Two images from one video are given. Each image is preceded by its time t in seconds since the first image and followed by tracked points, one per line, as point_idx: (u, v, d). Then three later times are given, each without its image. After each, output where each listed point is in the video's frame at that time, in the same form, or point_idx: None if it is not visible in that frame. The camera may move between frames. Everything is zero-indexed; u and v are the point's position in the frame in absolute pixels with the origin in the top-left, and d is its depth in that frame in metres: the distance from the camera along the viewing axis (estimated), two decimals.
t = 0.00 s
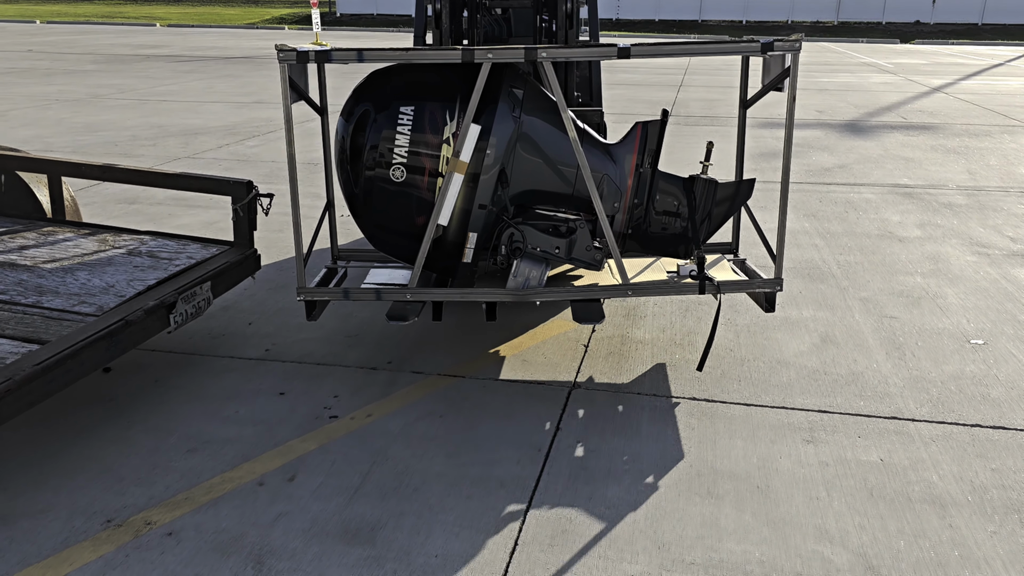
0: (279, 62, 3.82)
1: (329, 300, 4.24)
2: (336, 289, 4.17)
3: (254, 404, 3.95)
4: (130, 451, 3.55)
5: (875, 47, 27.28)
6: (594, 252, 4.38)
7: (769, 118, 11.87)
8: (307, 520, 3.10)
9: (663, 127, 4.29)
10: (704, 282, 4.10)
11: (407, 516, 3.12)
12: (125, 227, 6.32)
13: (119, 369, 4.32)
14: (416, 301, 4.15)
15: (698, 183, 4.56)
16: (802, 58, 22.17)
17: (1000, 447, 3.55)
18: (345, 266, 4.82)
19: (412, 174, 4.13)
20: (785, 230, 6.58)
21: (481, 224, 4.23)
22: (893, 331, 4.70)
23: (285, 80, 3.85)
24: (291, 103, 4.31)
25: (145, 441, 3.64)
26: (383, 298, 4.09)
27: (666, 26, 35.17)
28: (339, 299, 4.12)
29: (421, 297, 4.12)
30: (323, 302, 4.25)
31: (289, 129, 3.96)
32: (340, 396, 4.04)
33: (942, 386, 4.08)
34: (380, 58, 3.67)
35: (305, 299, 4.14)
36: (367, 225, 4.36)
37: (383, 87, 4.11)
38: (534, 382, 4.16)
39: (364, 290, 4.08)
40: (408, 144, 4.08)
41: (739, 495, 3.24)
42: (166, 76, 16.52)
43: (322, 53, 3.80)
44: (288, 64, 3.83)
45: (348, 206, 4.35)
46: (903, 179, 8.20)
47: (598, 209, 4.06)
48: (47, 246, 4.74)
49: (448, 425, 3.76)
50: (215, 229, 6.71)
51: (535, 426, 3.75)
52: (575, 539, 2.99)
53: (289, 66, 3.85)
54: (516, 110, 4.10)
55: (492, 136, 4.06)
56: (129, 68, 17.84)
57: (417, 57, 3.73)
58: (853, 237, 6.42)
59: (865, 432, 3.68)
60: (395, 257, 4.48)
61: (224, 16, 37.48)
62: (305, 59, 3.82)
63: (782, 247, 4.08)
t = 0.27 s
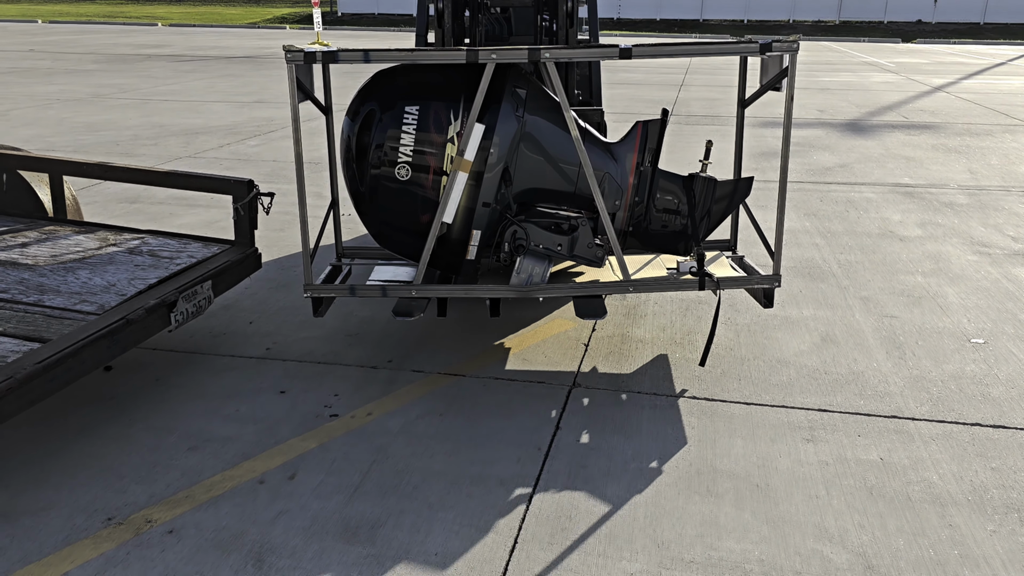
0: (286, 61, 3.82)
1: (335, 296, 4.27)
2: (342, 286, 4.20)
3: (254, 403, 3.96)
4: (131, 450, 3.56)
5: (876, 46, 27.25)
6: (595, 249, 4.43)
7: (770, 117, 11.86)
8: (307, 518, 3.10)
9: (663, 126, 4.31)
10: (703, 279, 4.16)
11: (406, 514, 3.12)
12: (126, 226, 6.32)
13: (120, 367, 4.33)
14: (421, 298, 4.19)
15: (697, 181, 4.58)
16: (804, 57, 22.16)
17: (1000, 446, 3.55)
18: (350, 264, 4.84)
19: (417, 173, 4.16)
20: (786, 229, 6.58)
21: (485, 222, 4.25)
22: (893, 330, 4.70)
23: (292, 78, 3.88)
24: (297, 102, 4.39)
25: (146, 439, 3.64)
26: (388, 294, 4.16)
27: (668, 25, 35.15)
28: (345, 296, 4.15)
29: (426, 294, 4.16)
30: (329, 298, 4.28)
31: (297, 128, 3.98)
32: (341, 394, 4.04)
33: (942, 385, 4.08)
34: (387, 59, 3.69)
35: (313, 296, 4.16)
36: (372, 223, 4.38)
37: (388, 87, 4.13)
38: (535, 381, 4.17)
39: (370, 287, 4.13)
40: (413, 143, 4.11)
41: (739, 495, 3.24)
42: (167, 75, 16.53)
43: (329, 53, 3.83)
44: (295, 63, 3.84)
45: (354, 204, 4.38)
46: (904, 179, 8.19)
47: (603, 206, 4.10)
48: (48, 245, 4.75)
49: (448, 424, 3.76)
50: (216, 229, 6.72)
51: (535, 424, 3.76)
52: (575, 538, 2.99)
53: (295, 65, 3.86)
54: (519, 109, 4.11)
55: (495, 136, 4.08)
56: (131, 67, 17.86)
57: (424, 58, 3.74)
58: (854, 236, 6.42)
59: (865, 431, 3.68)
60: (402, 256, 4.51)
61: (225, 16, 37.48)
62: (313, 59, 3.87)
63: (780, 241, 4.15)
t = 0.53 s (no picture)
0: (298, 63, 3.98)
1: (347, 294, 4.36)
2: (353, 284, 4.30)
3: (260, 403, 3.97)
4: (136, 450, 3.57)
5: (881, 46, 27.20)
6: (602, 249, 4.43)
7: (774, 117, 11.85)
8: (312, 518, 3.11)
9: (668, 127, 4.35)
10: (707, 277, 4.17)
11: (412, 514, 3.13)
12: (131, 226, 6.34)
13: (125, 367, 4.34)
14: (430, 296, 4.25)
15: (699, 181, 4.60)
16: (808, 57, 22.12)
17: (1005, 447, 3.54)
18: (359, 263, 4.86)
19: (426, 173, 4.18)
20: (791, 229, 6.57)
21: (492, 221, 4.28)
22: (898, 331, 4.70)
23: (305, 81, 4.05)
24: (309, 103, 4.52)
25: (152, 439, 3.65)
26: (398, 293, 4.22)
27: (672, 25, 35.11)
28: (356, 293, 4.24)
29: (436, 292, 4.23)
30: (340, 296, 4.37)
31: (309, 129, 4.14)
32: (346, 394, 4.05)
33: (947, 385, 4.08)
34: (397, 62, 3.77)
35: (324, 293, 4.29)
36: (382, 223, 4.40)
37: (398, 89, 4.14)
38: (540, 381, 4.17)
39: (380, 286, 4.20)
40: (423, 144, 4.12)
41: (744, 495, 3.24)
42: (172, 75, 16.56)
43: (339, 56, 3.95)
44: (307, 66, 4.00)
45: (364, 204, 4.39)
46: (909, 179, 8.18)
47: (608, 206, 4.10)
48: (54, 245, 4.77)
49: (452, 424, 3.77)
50: (221, 229, 6.74)
51: (539, 424, 3.76)
52: (580, 538, 2.99)
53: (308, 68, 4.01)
54: (526, 111, 4.14)
55: (503, 137, 4.10)
56: (135, 67, 17.89)
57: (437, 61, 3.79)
58: (859, 236, 6.41)
59: (870, 431, 3.68)
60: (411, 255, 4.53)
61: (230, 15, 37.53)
62: (325, 63, 3.99)
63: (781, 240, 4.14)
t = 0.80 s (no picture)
0: (308, 67, 4.08)
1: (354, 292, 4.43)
2: (361, 283, 4.36)
3: (263, 402, 3.97)
4: (140, 449, 3.57)
5: (884, 46, 27.16)
6: (604, 247, 4.46)
7: (777, 117, 11.84)
8: (316, 518, 3.11)
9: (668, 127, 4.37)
10: (707, 275, 4.24)
11: (414, 513, 3.13)
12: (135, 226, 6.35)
13: (128, 367, 4.35)
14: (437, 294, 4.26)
15: (700, 181, 4.62)
16: (811, 56, 22.10)
17: (1009, 447, 3.53)
18: (365, 261, 4.91)
19: (432, 174, 4.19)
20: (794, 229, 6.56)
21: (497, 221, 4.29)
22: (902, 331, 4.69)
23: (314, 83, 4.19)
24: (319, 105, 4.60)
25: (155, 438, 3.66)
26: (405, 291, 4.25)
27: (674, 24, 35.08)
28: (363, 291, 4.30)
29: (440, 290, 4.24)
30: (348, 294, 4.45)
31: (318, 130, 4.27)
32: (349, 394, 4.05)
33: (951, 385, 4.07)
34: (403, 66, 3.80)
35: (333, 291, 4.37)
36: (388, 222, 4.41)
37: (404, 91, 4.17)
38: (543, 381, 4.17)
39: (386, 284, 4.25)
40: (429, 145, 4.14)
41: (747, 495, 3.23)
42: (175, 75, 16.59)
43: (348, 60, 4.03)
44: (318, 69, 4.09)
45: (371, 204, 4.41)
46: (912, 179, 8.17)
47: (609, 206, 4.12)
48: (58, 245, 4.78)
49: (455, 423, 3.77)
50: (225, 228, 6.75)
51: (542, 424, 3.76)
52: (583, 538, 2.99)
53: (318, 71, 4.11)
54: (530, 114, 4.16)
55: (507, 138, 4.12)
56: (139, 67, 17.94)
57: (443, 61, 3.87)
58: (862, 236, 6.40)
59: (873, 431, 3.67)
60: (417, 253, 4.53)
61: (232, 15, 37.56)
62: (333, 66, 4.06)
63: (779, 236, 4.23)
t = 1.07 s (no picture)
0: (313, 69, 4.17)
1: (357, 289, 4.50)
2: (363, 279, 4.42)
3: (262, 401, 3.97)
4: (139, 448, 3.57)
5: (885, 45, 27.14)
6: (602, 245, 4.48)
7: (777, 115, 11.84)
8: (315, 516, 3.11)
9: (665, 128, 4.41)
10: (702, 272, 4.26)
11: (413, 512, 3.13)
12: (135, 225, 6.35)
13: (128, 366, 4.35)
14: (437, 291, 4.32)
15: (696, 181, 4.62)
16: (812, 55, 22.08)
17: (1008, 445, 3.53)
18: (367, 259, 4.94)
19: (433, 173, 4.20)
20: (794, 228, 6.56)
21: (496, 220, 4.30)
22: (901, 329, 4.69)
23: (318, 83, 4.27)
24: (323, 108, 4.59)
25: (155, 436, 3.66)
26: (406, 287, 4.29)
27: (675, 24, 35.06)
28: (365, 288, 4.36)
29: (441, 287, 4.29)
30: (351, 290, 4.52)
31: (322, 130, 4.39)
32: (348, 392, 4.05)
33: (951, 384, 4.07)
34: (403, 68, 3.85)
35: (336, 288, 4.42)
36: (389, 221, 4.42)
37: (405, 91, 4.18)
38: (542, 380, 4.17)
39: (387, 280, 4.30)
40: (430, 145, 4.15)
41: (746, 493, 3.23)
42: (175, 74, 16.59)
43: (352, 62, 4.14)
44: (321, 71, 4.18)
45: (372, 203, 4.40)
46: (913, 177, 8.16)
47: (606, 205, 4.16)
48: (58, 244, 4.77)
49: (455, 422, 3.77)
50: (225, 227, 6.75)
51: (542, 423, 3.76)
52: (582, 536, 2.99)
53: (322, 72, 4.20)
54: (529, 114, 4.18)
55: (507, 138, 4.13)
56: (139, 66, 17.94)
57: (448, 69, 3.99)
58: (862, 234, 6.40)
59: (873, 430, 3.67)
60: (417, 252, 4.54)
61: (233, 15, 37.57)
62: (336, 68, 4.17)
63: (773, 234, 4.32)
